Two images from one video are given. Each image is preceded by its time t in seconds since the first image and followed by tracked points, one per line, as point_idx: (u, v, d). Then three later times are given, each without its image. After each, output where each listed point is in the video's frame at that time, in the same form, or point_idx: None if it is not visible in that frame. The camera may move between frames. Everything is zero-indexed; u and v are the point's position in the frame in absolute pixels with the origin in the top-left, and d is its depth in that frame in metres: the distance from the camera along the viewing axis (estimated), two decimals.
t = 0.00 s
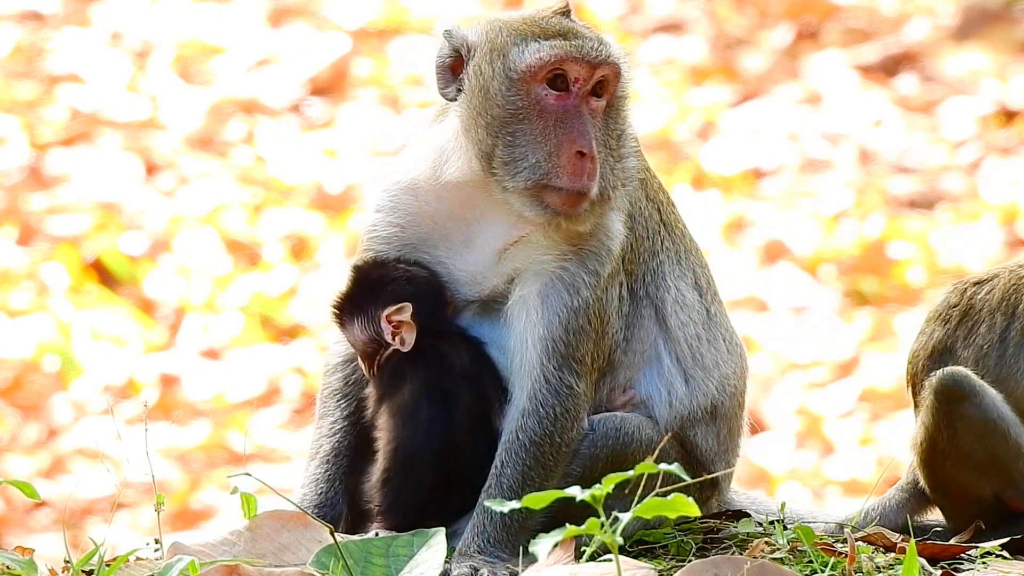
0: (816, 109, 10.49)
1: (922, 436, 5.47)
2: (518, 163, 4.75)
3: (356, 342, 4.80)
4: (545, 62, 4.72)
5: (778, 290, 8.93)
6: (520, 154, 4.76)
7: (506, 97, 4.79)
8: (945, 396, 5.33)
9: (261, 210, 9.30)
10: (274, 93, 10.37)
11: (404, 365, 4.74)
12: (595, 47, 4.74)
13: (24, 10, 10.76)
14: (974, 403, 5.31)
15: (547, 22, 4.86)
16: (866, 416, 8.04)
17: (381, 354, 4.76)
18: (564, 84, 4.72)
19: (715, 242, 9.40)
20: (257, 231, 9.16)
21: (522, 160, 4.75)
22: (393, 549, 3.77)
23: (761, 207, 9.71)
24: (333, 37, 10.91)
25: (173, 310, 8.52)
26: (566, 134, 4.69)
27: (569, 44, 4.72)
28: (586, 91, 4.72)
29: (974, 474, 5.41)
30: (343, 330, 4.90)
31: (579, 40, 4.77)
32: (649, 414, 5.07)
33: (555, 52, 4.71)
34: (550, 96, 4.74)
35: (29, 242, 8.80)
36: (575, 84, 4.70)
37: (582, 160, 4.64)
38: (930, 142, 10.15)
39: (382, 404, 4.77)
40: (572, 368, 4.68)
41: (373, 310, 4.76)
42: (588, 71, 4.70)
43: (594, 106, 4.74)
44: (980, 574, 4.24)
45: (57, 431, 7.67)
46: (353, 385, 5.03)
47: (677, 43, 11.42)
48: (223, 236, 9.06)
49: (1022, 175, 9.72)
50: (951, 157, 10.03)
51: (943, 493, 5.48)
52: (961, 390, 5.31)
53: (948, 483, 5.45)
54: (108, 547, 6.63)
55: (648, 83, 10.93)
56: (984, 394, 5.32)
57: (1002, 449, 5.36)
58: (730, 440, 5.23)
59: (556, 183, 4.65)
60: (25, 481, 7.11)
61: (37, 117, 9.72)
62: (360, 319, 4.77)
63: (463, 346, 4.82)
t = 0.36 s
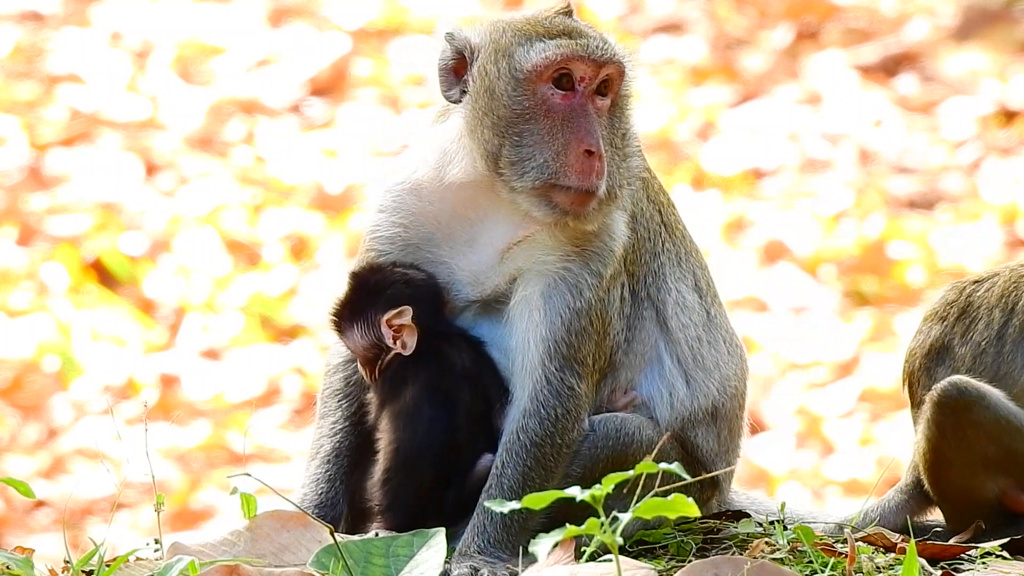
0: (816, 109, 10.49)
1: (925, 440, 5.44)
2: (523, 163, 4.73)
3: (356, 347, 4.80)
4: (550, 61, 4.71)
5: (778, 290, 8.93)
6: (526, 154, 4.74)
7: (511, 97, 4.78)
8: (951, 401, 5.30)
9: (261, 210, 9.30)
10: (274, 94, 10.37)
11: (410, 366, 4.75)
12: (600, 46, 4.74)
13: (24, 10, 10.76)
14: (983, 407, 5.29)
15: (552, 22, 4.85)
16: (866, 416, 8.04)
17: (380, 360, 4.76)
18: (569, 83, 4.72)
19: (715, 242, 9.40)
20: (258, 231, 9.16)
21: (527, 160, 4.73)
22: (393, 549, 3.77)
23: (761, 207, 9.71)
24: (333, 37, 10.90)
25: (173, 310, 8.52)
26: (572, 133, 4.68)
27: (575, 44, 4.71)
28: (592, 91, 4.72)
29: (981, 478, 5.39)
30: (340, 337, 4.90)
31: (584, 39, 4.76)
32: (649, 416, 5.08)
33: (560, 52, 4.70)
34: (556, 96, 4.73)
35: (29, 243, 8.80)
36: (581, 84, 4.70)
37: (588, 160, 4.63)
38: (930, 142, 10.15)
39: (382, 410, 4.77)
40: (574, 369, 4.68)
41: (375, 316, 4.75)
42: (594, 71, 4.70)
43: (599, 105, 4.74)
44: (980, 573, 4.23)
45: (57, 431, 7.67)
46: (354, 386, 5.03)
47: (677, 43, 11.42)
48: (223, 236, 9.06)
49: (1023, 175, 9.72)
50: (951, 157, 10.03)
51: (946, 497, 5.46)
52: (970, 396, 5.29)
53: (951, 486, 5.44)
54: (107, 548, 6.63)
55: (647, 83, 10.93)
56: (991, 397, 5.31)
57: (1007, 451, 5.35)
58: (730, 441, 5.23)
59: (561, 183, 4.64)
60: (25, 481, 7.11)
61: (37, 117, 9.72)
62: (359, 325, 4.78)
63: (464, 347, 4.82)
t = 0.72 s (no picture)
0: (816, 109, 10.49)
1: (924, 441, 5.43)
2: (523, 163, 4.72)
3: (348, 360, 4.85)
4: (548, 60, 4.70)
5: (778, 290, 8.93)
6: (525, 154, 4.73)
7: (509, 97, 4.77)
8: (948, 402, 5.29)
9: (261, 210, 9.30)
10: (274, 94, 10.37)
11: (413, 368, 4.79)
12: (598, 45, 4.74)
13: (23, 10, 10.76)
14: (979, 409, 5.29)
15: (550, 21, 4.85)
16: (866, 416, 8.04)
17: (374, 370, 4.83)
18: (567, 82, 4.71)
19: (715, 242, 9.40)
20: (258, 231, 9.16)
21: (527, 160, 4.72)
22: (393, 550, 3.77)
23: (761, 207, 9.71)
24: (333, 37, 10.90)
25: (173, 310, 8.52)
26: (571, 132, 4.67)
27: (572, 42, 4.71)
28: (590, 89, 4.71)
29: (981, 479, 5.39)
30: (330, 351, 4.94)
31: (580, 37, 4.76)
32: (649, 416, 5.08)
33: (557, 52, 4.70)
34: (554, 95, 4.72)
35: (29, 242, 8.79)
36: (578, 83, 4.69)
37: (588, 158, 4.62)
38: (930, 142, 10.15)
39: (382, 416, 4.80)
40: (573, 369, 4.68)
41: (361, 326, 4.78)
42: (592, 69, 4.70)
43: (597, 104, 4.74)
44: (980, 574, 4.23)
45: (57, 431, 7.67)
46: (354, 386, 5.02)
47: (677, 43, 11.42)
48: (223, 236, 9.05)
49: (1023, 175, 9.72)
50: (950, 157, 10.03)
51: (944, 496, 5.46)
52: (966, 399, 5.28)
53: (951, 487, 5.43)
54: (108, 547, 6.63)
55: (648, 83, 10.93)
56: (989, 400, 5.31)
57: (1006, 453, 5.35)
58: (731, 441, 5.24)
59: (560, 183, 4.64)
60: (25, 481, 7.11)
61: (37, 117, 9.72)
62: (350, 337, 4.82)
63: (463, 348, 4.83)
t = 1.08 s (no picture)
0: (816, 109, 10.49)
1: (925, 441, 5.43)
2: (527, 163, 4.73)
3: (356, 352, 4.79)
4: (552, 61, 4.72)
5: (778, 290, 8.93)
6: (528, 154, 4.74)
7: (513, 98, 4.78)
8: (951, 405, 5.29)
9: (261, 210, 9.29)
10: (274, 94, 10.37)
11: (417, 370, 4.78)
12: (601, 46, 4.76)
13: (24, 10, 10.76)
14: (979, 416, 5.30)
15: (554, 21, 4.87)
16: (866, 416, 8.04)
17: (381, 365, 4.77)
18: (571, 83, 4.73)
19: (715, 242, 9.40)
20: (258, 231, 9.15)
21: (530, 160, 4.73)
22: (393, 550, 3.77)
23: (761, 207, 9.71)
24: (333, 37, 10.90)
25: (173, 310, 8.52)
26: (575, 132, 4.68)
27: (576, 43, 4.73)
28: (593, 89, 4.72)
29: (979, 482, 5.38)
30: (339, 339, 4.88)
31: (584, 38, 4.78)
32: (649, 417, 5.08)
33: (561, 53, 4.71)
34: (557, 96, 4.74)
35: (29, 242, 8.79)
36: (582, 83, 4.71)
37: (592, 158, 4.63)
38: (929, 142, 10.14)
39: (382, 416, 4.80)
40: (575, 369, 4.68)
41: (372, 322, 4.73)
42: (595, 69, 4.71)
43: (601, 104, 4.75)
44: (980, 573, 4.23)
45: (57, 431, 7.66)
46: (354, 386, 5.02)
47: (677, 44, 11.42)
48: (223, 236, 9.05)
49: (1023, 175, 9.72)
50: (950, 157, 10.03)
51: (943, 496, 5.46)
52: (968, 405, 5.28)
53: (949, 488, 5.43)
54: (107, 547, 6.63)
55: (648, 83, 10.93)
56: (990, 407, 5.31)
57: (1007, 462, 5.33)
58: (731, 441, 5.24)
59: (564, 183, 4.64)
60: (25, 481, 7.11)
61: (37, 117, 9.72)
62: (362, 329, 4.75)
63: (467, 351, 4.82)
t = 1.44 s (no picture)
0: (816, 109, 10.50)
1: (978, 433, 5.32)
2: (528, 163, 4.74)
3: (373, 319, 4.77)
4: (552, 61, 4.74)
5: (778, 290, 8.93)
6: (529, 155, 4.76)
7: (514, 97, 4.80)
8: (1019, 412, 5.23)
9: (261, 210, 9.29)
10: (274, 94, 10.37)
11: (413, 369, 4.75)
12: (601, 46, 4.78)
13: (23, 10, 10.77)
14: None
15: (554, 21, 4.88)
16: (866, 416, 8.05)
17: (391, 341, 4.73)
18: (571, 83, 4.74)
19: (715, 242, 9.40)
20: (258, 231, 9.15)
21: (531, 160, 4.74)
22: (393, 550, 3.77)
23: (761, 207, 9.71)
24: (333, 37, 10.90)
25: (173, 310, 8.51)
26: (576, 131, 4.70)
27: (576, 43, 4.75)
28: (593, 89, 4.74)
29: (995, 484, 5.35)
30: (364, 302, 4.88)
31: (584, 37, 4.79)
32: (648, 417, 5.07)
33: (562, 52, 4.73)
34: (558, 96, 4.75)
35: (29, 243, 8.79)
36: (583, 82, 4.73)
37: (593, 158, 4.65)
38: (929, 142, 10.14)
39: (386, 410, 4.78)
40: (575, 369, 4.68)
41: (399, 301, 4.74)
42: (595, 69, 4.73)
43: (601, 103, 4.76)
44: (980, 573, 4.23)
45: (57, 431, 7.66)
46: (353, 386, 5.02)
47: (677, 44, 11.42)
48: (223, 236, 9.05)
49: (1023, 175, 9.72)
50: (951, 157, 10.02)
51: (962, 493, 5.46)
52: None
53: (968, 484, 5.42)
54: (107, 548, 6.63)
55: (648, 83, 10.94)
56: None
57: None
58: (730, 441, 5.24)
59: (566, 182, 4.65)
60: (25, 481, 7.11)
61: (37, 117, 9.72)
62: (386, 298, 4.75)
63: (473, 353, 4.82)
